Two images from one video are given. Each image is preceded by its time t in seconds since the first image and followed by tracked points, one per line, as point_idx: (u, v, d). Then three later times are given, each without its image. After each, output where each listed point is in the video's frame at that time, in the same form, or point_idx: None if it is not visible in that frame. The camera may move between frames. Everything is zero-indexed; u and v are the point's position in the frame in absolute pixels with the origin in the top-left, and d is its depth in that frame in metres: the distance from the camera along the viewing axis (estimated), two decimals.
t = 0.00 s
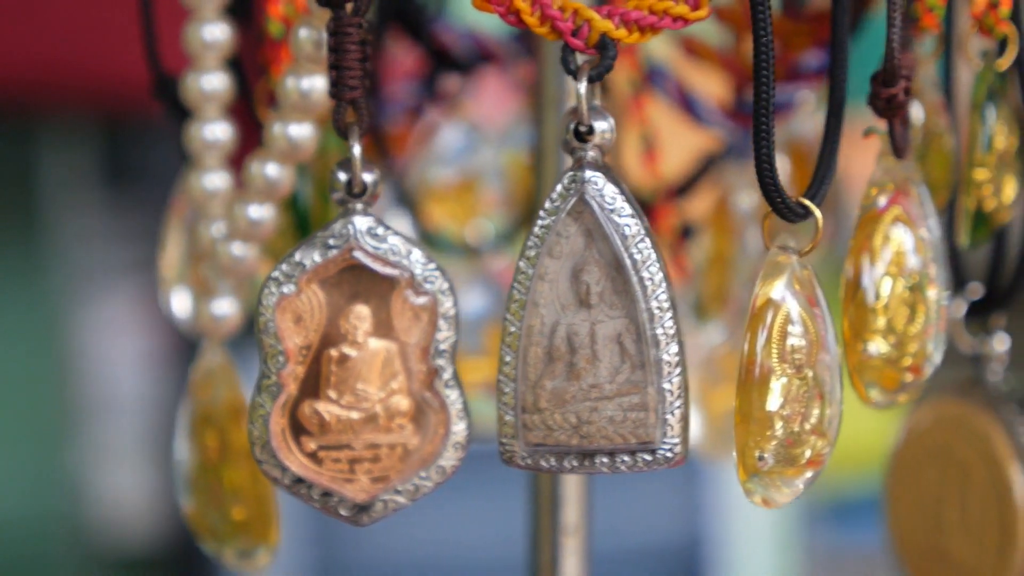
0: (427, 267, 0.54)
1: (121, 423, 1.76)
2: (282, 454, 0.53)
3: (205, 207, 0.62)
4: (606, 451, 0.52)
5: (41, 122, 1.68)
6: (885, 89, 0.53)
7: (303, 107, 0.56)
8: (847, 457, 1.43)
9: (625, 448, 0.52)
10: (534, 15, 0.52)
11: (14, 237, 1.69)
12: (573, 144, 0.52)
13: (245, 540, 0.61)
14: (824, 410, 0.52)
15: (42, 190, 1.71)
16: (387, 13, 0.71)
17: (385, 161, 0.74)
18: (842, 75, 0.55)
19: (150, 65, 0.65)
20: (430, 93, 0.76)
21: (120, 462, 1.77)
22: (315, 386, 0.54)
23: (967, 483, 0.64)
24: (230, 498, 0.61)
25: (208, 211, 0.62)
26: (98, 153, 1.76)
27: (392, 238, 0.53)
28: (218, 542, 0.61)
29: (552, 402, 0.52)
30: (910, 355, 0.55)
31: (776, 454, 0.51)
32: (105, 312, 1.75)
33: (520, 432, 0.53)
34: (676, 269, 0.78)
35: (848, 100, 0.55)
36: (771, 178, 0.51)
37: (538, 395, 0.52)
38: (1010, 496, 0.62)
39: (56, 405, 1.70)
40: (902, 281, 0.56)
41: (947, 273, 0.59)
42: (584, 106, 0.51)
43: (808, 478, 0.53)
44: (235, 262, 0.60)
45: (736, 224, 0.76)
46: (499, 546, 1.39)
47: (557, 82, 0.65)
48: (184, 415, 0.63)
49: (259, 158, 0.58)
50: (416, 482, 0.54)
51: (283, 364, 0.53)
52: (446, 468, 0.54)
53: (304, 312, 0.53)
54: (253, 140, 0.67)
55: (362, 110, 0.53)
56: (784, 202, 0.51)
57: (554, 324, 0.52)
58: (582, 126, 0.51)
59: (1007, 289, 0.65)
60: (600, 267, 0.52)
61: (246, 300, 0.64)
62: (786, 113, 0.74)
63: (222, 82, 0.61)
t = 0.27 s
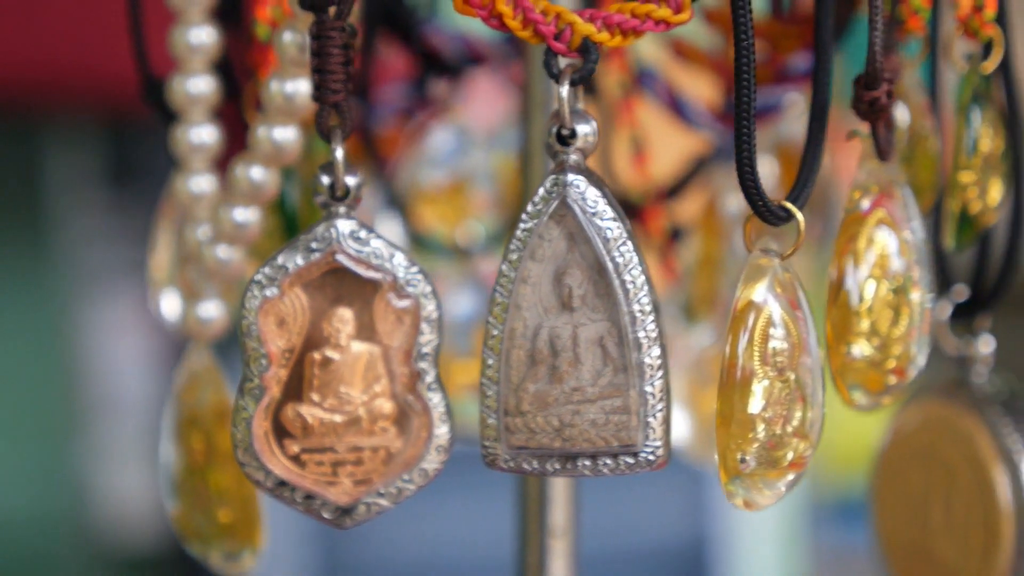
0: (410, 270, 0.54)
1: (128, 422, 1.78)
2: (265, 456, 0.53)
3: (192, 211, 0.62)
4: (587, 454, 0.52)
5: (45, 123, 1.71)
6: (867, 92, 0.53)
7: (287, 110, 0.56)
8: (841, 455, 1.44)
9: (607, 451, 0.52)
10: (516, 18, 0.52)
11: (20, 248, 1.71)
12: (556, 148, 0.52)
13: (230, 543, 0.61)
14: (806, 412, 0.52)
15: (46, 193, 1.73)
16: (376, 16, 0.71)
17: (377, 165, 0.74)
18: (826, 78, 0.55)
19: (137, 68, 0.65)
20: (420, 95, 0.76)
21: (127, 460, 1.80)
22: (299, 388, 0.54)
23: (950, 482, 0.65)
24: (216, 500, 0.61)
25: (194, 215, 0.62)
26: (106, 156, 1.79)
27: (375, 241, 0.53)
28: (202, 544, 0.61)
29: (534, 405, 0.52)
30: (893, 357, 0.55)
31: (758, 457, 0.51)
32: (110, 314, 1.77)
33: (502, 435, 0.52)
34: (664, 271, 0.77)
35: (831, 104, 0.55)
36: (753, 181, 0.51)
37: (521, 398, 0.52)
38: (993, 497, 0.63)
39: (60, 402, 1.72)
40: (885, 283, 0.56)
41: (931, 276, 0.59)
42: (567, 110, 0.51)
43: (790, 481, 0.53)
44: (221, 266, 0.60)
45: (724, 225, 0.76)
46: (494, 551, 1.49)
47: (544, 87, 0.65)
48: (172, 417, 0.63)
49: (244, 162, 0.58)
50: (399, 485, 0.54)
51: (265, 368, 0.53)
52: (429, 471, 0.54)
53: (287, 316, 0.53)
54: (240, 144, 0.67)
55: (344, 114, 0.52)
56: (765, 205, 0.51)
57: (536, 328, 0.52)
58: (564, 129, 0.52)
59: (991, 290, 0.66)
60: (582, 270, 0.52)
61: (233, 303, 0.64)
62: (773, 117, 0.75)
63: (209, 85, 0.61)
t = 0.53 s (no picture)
0: (397, 270, 0.54)
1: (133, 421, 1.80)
2: (253, 455, 0.53)
3: (182, 211, 0.62)
4: (575, 453, 0.52)
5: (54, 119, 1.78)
6: (854, 92, 0.53)
7: (276, 110, 0.56)
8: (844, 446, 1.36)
9: (594, 450, 0.52)
10: (503, 18, 0.52)
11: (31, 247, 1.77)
12: (543, 148, 0.52)
13: (220, 542, 0.61)
14: (794, 411, 0.52)
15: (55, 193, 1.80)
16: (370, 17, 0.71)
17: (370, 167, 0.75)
18: (815, 78, 0.55)
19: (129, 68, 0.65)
20: (414, 95, 0.77)
21: (131, 459, 1.82)
22: (287, 388, 0.54)
23: (940, 480, 0.65)
24: (205, 498, 0.61)
25: (184, 214, 0.62)
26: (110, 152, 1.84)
27: (362, 241, 0.53)
28: (193, 543, 0.62)
29: (521, 404, 0.52)
30: (882, 356, 0.56)
31: (745, 456, 0.52)
32: (114, 313, 1.80)
33: (490, 434, 0.52)
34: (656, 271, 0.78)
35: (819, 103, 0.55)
36: (739, 180, 0.51)
37: (508, 397, 0.52)
38: (983, 498, 0.63)
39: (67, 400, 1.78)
40: (873, 283, 0.56)
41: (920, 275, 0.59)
42: (553, 109, 0.51)
43: (778, 479, 0.53)
44: (211, 266, 0.60)
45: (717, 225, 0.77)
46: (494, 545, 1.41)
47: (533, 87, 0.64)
48: (163, 416, 0.63)
49: (234, 162, 0.58)
50: (387, 484, 0.54)
51: (253, 367, 0.53)
52: (416, 471, 0.54)
53: (275, 315, 0.53)
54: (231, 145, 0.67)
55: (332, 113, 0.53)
56: (753, 205, 0.51)
57: (524, 327, 0.52)
58: (551, 129, 0.52)
59: (981, 288, 0.66)
60: (569, 269, 0.52)
61: (222, 301, 0.64)
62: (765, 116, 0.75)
63: (199, 86, 0.61)
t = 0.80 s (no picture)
0: (383, 273, 0.54)
1: (132, 420, 1.75)
2: (239, 459, 0.53)
3: (171, 213, 0.62)
4: (561, 456, 0.52)
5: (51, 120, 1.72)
6: (840, 95, 0.53)
7: (263, 113, 0.56)
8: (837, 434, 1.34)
9: (580, 453, 0.52)
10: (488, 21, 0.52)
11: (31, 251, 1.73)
12: (528, 151, 0.52)
13: (208, 544, 0.62)
14: (779, 415, 0.52)
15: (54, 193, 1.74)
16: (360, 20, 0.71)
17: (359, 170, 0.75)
18: (801, 81, 0.55)
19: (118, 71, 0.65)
20: (406, 96, 0.77)
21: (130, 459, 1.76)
22: (273, 392, 0.54)
23: (928, 483, 0.65)
24: (193, 501, 0.61)
25: (172, 217, 0.62)
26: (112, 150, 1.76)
27: (348, 244, 0.53)
28: (182, 546, 0.62)
29: (506, 408, 0.52)
30: (869, 359, 0.55)
31: (731, 460, 0.51)
32: (117, 314, 1.74)
33: (476, 438, 0.52)
34: (648, 274, 0.78)
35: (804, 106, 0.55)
36: (723, 181, 0.51)
37: (494, 401, 0.52)
38: (972, 500, 0.63)
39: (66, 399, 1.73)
40: (861, 285, 0.56)
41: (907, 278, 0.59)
42: (538, 113, 0.51)
43: (763, 483, 0.53)
44: (198, 269, 0.60)
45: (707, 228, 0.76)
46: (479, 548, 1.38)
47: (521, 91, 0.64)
48: (152, 419, 0.63)
49: (221, 164, 0.58)
50: (373, 487, 0.54)
51: (239, 371, 0.53)
52: (403, 473, 0.54)
53: (261, 318, 0.53)
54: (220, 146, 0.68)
55: (318, 116, 0.53)
56: (738, 209, 0.51)
57: (509, 330, 0.52)
58: (536, 132, 0.52)
59: (969, 289, 0.65)
60: (554, 273, 0.52)
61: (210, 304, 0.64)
62: (754, 118, 0.75)
63: (188, 89, 0.61)
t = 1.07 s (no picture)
0: (369, 276, 0.54)
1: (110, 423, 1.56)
2: (225, 461, 0.53)
3: (160, 216, 0.62)
4: (546, 459, 0.52)
5: None
6: (824, 98, 0.53)
7: (250, 117, 0.57)
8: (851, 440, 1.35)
9: (564, 456, 0.52)
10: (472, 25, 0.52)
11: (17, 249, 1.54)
12: (512, 154, 0.52)
13: (199, 546, 0.61)
14: (765, 417, 0.52)
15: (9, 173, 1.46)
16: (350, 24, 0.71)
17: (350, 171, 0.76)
18: (786, 83, 0.55)
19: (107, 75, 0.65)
20: (397, 99, 0.77)
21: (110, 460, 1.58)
22: (259, 394, 0.54)
23: (921, 485, 0.64)
24: (185, 505, 0.61)
25: (161, 220, 0.62)
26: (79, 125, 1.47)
27: (334, 247, 0.53)
28: (173, 549, 0.62)
29: (492, 410, 0.52)
30: (855, 361, 0.55)
31: (717, 463, 0.51)
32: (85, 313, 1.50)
33: (460, 440, 0.53)
34: (639, 271, 0.79)
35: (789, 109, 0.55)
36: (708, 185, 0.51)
37: (478, 403, 0.52)
38: (962, 502, 0.62)
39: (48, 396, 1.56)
40: (847, 288, 0.56)
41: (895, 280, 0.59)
42: (522, 115, 0.51)
43: (749, 486, 0.53)
44: (186, 273, 0.60)
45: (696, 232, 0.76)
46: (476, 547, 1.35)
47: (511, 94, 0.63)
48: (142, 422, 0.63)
49: (207, 168, 0.58)
50: (360, 490, 0.54)
51: (226, 373, 0.54)
52: (389, 475, 0.54)
53: (247, 321, 0.53)
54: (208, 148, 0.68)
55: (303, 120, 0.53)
56: (723, 211, 0.51)
57: (494, 333, 0.52)
58: (520, 135, 0.52)
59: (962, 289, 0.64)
60: (539, 276, 0.52)
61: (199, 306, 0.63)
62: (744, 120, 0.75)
63: (177, 93, 0.62)
